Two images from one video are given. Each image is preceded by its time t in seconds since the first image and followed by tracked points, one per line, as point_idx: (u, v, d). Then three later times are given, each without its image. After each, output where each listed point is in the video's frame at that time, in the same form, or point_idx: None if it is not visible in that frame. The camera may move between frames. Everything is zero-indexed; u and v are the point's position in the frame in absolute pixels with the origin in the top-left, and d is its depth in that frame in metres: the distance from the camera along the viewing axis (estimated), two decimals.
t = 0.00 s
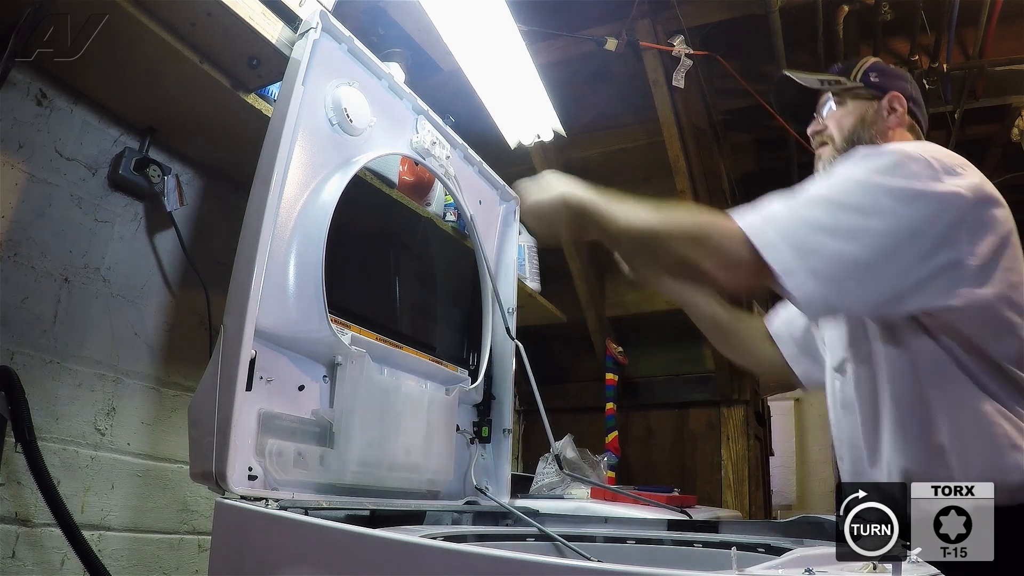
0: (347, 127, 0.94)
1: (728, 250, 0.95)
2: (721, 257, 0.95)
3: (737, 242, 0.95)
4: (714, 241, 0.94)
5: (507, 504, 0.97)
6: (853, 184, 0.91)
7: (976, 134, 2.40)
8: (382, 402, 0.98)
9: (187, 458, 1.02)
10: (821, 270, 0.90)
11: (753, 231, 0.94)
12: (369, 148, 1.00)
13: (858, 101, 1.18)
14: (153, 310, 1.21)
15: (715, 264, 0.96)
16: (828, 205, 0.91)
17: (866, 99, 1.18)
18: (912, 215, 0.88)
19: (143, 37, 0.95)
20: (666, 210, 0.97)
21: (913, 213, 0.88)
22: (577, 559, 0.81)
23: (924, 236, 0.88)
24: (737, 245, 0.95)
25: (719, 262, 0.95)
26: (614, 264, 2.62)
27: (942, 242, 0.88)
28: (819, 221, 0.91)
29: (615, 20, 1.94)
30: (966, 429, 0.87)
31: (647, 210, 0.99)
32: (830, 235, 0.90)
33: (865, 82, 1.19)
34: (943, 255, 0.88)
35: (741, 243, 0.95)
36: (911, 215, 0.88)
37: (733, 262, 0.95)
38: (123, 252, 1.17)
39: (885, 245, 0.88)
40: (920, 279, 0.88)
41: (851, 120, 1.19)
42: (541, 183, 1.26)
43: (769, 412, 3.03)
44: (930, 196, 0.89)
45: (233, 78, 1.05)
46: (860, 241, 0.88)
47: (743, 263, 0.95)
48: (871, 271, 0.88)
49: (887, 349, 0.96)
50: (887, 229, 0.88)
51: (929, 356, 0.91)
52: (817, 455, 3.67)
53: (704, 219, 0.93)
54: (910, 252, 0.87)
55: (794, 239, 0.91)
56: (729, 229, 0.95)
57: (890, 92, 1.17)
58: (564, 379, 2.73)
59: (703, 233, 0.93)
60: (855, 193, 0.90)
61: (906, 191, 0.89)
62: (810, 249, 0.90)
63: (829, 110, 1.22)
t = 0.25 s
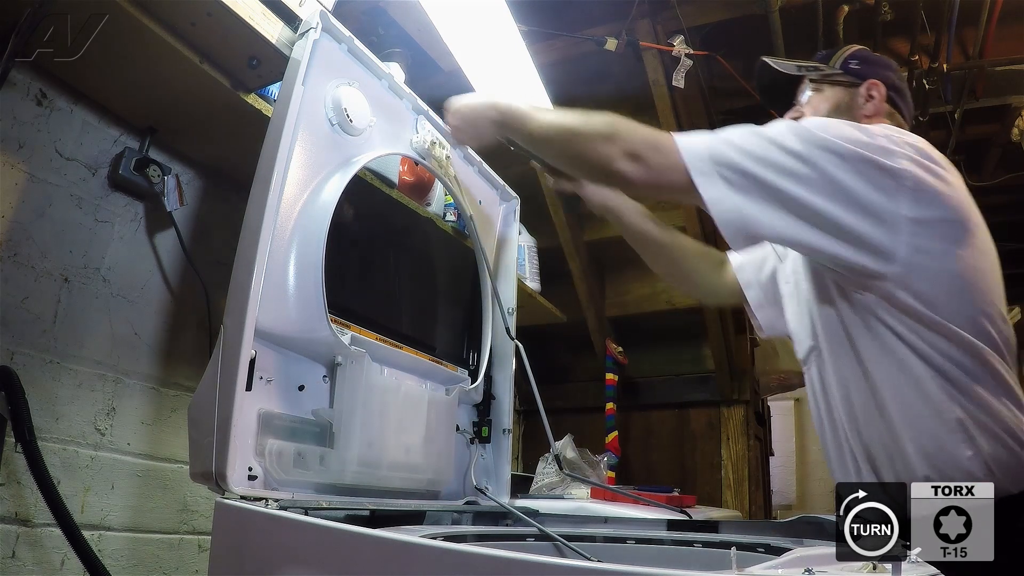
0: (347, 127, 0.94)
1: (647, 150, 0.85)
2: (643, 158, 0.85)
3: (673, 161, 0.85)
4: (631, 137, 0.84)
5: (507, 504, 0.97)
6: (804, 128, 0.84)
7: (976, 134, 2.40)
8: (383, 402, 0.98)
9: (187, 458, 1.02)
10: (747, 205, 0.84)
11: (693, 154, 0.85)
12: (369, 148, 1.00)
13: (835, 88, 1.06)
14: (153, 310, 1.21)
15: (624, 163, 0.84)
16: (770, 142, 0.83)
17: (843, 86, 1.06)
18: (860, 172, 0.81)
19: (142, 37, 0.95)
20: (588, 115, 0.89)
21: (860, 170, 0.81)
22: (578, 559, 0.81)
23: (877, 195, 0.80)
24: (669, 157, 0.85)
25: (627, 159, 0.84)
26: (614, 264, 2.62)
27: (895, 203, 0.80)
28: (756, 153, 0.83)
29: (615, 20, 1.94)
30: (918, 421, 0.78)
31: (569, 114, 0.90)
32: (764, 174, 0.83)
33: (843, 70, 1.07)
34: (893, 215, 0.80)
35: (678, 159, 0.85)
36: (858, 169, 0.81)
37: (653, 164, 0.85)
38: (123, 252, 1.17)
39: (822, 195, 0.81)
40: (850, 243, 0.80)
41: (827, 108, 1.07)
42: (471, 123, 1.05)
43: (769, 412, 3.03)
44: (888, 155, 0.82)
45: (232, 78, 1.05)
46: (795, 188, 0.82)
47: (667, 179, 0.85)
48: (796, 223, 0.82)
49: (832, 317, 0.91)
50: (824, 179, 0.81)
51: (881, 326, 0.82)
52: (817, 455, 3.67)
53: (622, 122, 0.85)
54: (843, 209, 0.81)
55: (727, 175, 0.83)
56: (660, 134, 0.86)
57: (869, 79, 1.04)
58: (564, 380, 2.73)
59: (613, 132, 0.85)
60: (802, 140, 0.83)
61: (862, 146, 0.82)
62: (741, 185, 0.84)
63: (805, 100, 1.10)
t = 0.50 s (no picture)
0: (347, 127, 0.94)
1: (609, 126, 0.88)
2: (607, 133, 0.88)
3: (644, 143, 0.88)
4: (591, 112, 0.89)
5: (507, 504, 0.97)
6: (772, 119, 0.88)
7: (976, 135, 2.39)
8: (383, 402, 0.98)
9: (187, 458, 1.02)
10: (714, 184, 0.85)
11: (664, 133, 0.87)
12: (369, 148, 1.00)
13: (803, 87, 1.13)
14: (153, 310, 1.21)
15: (587, 138, 0.88)
16: (737, 128, 0.87)
17: (810, 83, 1.12)
18: (827, 163, 0.85)
19: (142, 37, 0.95)
20: (551, 96, 0.94)
21: (826, 162, 0.85)
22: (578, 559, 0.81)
23: (844, 187, 0.84)
24: (636, 134, 0.88)
25: (589, 134, 0.88)
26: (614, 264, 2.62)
27: (862, 194, 0.84)
28: (724, 135, 0.87)
29: (615, 20, 1.94)
30: (896, 416, 0.82)
31: (533, 96, 0.96)
32: (733, 156, 0.86)
33: (812, 67, 1.12)
34: (860, 208, 0.84)
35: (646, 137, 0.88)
36: (825, 160, 0.85)
37: (615, 139, 0.88)
38: (123, 252, 1.17)
39: (789, 183, 0.85)
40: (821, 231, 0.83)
41: (796, 105, 1.14)
42: (435, 121, 1.06)
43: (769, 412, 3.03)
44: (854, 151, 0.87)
45: (232, 78, 1.05)
46: (764, 173, 0.85)
47: (635, 155, 0.88)
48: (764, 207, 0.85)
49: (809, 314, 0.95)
50: (792, 165, 0.85)
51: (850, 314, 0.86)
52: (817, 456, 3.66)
53: (583, 100, 0.91)
54: (810, 197, 0.84)
55: (708, 159, 0.86)
56: (622, 113, 0.90)
57: (837, 77, 1.11)
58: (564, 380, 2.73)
59: (574, 109, 0.90)
60: (770, 128, 0.87)
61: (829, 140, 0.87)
62: (709, 164, 0.86)
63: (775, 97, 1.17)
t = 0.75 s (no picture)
0: (347, 127, 0.94)
1: (594, 129, 0.88)
2: (591, 136, 0.88)
3: (636, 146, 0.87)
4: (574, 116, 0.89)
5: (507, 504, 0.97)
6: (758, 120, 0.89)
7: (976, 135, 2.39)
8: (383, 402, 0.98)
9: (187, 458, 1.02)
10: (700, 185, 0.85)
11: (651, 135, 0.87)
12: (369, 148, 1.00)
13: (786, 88, 1.20)
14: (153, 310, 1.21)
15: (572, 141, 0.88)
16: (723, 129, 0.87)
17: (792, 84, 1.19)
18: (815, 165, 0.85)
19: (142, 37, 0.95)
20: (536, 100, 0.95)
21: (814, 164, 0.85)
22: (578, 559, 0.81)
23: (832, 189, 0.85)
24: (622, 136, 0.88)
25: (575, 136, 0.88)
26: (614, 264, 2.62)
27: (849, 197, 0.85)
28: (710, 136, 0.86)
29: (615, 20, 1.94)
30: (887, 418, 0.84)
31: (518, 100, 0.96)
32: (719, 157, 0.85)
33: (795, 69, 1.19)
34: (848, 212, 0.84)
35: (634, 141, 0.88)
36: (812, 162, 0.86)
37: (599, 142, 0.88)
38: (123, 252, 1.17)
39: (777, 184, 0.85)
40: (811, 233, 0.84)
41: (778, 106, 1.21)
42: (429, 122, 1.07)
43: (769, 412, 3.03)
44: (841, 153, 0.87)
45: (232, 78, 1.05)
46: (751, 174, 0.85)
47: (622, 156, 0.87)
48: (752, 209, 0.85)
49: (798, 320, 0.96)
50: (780, 167, 0.85)
51: (839, 316, 0.87)
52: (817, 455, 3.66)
53: (567, 103, 0.91)
54: (798, 200, 0.84)
55: (692, 156, 0.85)
56: (607, 116, 0.90)
57: (819, 77, 1.16)
58: (564, 380, 2.73)
59: (559, 111, 0.91)
60: (758, 129, 0.87)
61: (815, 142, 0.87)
62: (696, 165, 0.85)
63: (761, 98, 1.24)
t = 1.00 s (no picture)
0: (347, 127, 0.94)
1: (596, 123, 0.88)
2: (592, 130, 0.88)
3: (637, 144, 0.87)
4: (574, 111, 0.89)
5: (507, 504, 0.97)
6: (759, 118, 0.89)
7: (976, 135, 2.39)
8: (383, 402, 0.98)
9: (188, 458, 1.02)
10: (701, 181, 0.85)
11: (652, 131, 0.87)
12: (369, 148, 1.00)
13: (783, 91, 1.20)
14: (153, 310, 1.21)
15: (573, 135, 0.88)
16: (724, 126, 0.87)
17: (789, 87, 1.19)
18: (815, 163, 0.85)
19: (142, 37, 0.95)
20: (536, 96, 0.95)
21: (816, 161, 0.85)
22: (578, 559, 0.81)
23: (833, 187, 0.85)
24: (623, 131, 0.88)
25: (575, 130, 0.88)
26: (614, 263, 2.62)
27: (849, 196, 0.85)
28: (711, 133, 0.86)
29: (615, 20, 1.94)
30: (888, 417, 0.84)
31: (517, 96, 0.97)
32: (720, 154, 0.85)
33: (793, 71, 1.19)
34: (849, 211, 0.84)
35: (635, 137, 0.88)
36: (813, 160, 0.85)
37: (600, 136, 0.88)
38: (123, 252, 1.17)
39: (778, 182, 0.85)
40: (813, 231, 0.84)
41: (775, 108, 1.22)
42: (427, 120, 1.06)
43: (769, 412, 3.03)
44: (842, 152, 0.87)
45: (232, 78, 1.05)
46: (752, 171, 0.85)
47: (623, 152, 0.87)
48: (753, 206, 0.84)
49: (798, 319, 0.97)
50: (780, 164, 0.85)
51: (841, 314, 0.87)
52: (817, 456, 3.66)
53: (568, 98, 0.91)
54: (799, 197, 0.84)
55: (693, 152, 0.85)
56: (607, 111, 0.90)
57: (816, 79, 1.16)
58: (564, 380, 2.73)
59: (560, 106, 0.91)
60: (759, 127, 0.87)
61: (816, 141, 0.87)
62: (697, 161, 0.85)
63: (758, 98, 1.25)
